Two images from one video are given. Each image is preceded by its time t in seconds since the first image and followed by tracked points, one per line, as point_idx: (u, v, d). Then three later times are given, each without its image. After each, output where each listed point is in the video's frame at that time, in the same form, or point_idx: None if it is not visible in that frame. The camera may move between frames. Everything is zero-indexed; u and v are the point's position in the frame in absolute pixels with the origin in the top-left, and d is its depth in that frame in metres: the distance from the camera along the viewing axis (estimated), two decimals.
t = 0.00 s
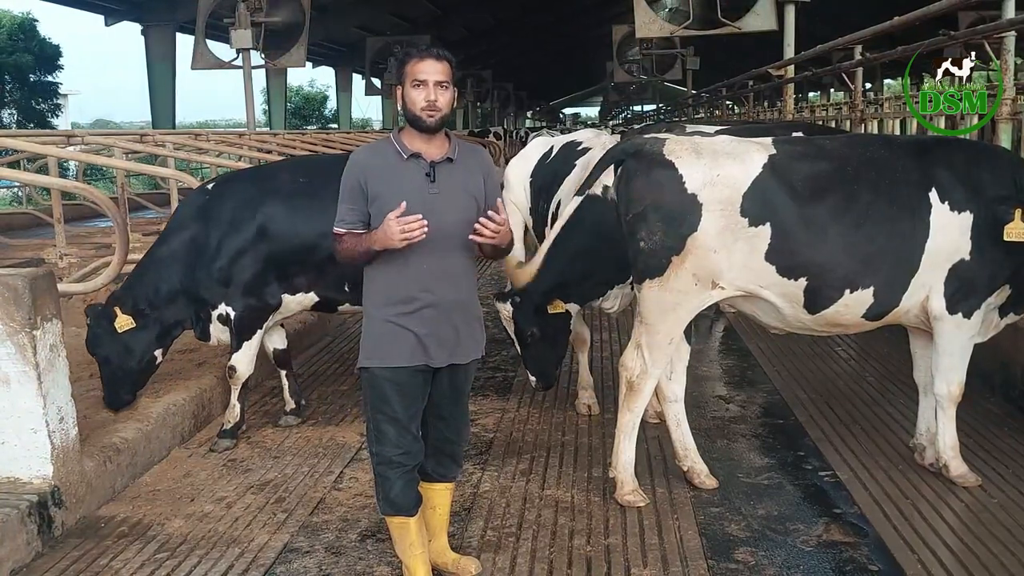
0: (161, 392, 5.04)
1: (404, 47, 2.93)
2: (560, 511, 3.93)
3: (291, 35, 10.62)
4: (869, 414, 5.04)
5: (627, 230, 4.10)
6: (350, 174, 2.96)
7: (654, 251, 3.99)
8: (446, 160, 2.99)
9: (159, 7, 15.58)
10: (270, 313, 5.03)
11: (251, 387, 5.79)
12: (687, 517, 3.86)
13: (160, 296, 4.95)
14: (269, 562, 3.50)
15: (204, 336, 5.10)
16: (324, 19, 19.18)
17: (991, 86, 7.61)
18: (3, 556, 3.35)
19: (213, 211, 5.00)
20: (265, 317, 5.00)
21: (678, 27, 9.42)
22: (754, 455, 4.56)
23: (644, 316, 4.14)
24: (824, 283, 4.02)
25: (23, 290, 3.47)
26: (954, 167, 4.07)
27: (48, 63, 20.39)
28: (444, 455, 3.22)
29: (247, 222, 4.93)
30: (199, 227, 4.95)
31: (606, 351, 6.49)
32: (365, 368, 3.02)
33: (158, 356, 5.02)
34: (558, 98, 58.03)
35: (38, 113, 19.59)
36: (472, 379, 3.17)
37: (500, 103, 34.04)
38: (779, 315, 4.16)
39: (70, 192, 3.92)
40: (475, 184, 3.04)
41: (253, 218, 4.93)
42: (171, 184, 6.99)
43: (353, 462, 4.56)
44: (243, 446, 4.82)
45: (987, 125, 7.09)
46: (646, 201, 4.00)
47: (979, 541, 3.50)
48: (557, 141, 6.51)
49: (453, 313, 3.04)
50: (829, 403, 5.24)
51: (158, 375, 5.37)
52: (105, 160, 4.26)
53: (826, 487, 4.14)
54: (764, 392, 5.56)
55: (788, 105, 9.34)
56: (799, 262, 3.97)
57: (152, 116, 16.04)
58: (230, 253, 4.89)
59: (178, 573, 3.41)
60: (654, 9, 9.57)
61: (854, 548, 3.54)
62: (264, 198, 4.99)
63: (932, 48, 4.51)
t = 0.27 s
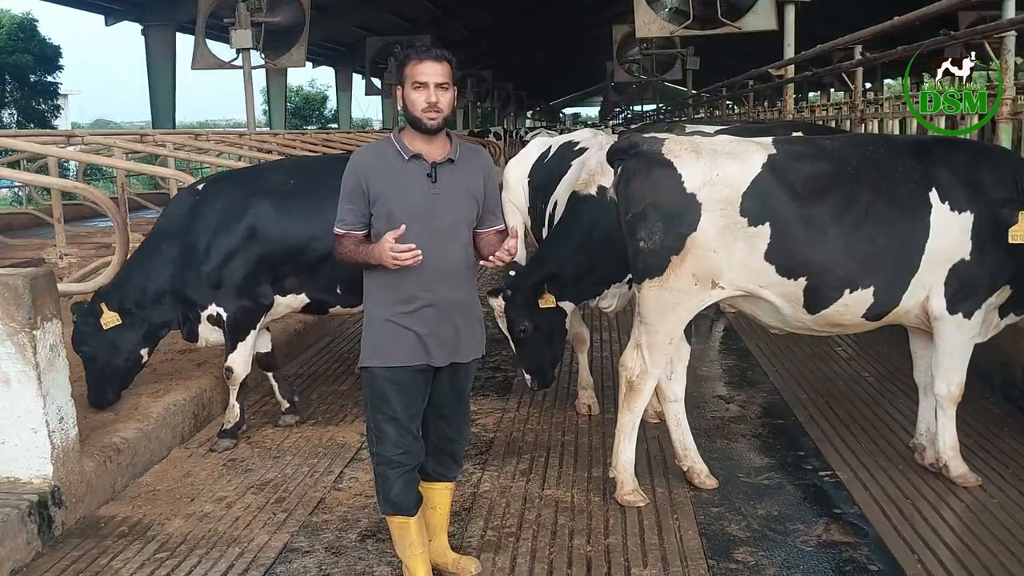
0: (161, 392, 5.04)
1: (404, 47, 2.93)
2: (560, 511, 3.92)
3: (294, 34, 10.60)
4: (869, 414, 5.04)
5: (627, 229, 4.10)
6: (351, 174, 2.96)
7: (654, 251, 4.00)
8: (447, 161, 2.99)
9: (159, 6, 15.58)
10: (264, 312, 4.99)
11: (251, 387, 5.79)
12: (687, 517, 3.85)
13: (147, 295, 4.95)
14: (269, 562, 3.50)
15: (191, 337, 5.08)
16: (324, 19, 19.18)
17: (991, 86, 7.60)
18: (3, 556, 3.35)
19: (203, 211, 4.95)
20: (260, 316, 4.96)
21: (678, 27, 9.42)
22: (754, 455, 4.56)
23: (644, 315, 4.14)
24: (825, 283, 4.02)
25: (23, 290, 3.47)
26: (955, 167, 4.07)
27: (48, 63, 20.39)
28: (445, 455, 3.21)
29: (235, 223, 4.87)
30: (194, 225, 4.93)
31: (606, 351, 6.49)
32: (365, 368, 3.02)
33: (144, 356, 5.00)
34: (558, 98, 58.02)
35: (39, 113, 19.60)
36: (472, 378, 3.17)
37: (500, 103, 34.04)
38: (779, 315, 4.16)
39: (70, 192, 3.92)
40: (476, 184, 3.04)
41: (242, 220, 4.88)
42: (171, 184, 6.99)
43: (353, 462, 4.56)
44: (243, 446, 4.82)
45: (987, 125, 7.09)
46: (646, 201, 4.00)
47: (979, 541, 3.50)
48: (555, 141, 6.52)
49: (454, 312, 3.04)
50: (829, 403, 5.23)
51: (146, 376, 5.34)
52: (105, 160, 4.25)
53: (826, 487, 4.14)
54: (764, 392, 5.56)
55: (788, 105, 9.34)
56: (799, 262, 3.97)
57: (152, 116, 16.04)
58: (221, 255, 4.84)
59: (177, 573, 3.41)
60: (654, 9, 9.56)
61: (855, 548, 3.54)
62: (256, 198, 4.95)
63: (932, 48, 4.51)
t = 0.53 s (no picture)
0: (161, 392, 5.03)
1: (403, 47, 2.93)
2: (561, 511, 3.92)
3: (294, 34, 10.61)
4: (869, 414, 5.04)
5: (626, 229, 4.10)
6: (351, 174, 2.96)
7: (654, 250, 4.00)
8: (448, 161, 2.99)
9: (159, 6, 15.57)
10: (257, 312, 4.99)
11: (251, 387, 5.79)
12: (687, 517, 3.85)
13: (139, 294, 4.84)
14: (269, 562, 3.50)
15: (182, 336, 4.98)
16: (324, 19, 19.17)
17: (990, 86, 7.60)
18: (3, 556, 3.35)
19: (194, 211, 4.94)
20: (254, 315, 4.98)
21: (677, 27, 9.42)
22: (754, 455, 4.56)
23: (643, 315, 4.14)
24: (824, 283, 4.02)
25: (23, 290, 3.47)
26: (954, 167, 4.07)
27: (48, 63, 20.39)
28: (445, 455, 3.22)
29: (226, 225, 4.87)
30: (186, 224, 4.91)
31: (606, 351, 6.49)
32: (366, 368, 3.02)
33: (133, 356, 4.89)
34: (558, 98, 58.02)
35: (39, 113, 19.60)
36: (473, 378, 3.17)
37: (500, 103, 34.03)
38: (779, 315, 4.16)
39: (69, 191, 3.92)
40: (476, 184, 3.04)
41: (233, 221, 4.89)
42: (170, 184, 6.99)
43: (353, 462, 4.55)
44: (243, 446, 4.82)
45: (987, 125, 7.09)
46: (645, 201, 4.00)
47: (979, 541, 3.50)
48: (552, 141, 6.51)
49: (454, 312, 3.04)
50: (829, 403, 5.23)
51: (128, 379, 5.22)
52: (105, 160, 4.25)
53: (826, 487, 4.14)
54: (764, 392, 5.56)
55: (788, 105, 9.33)
56: (799, 262, 3.97)
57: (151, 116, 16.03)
58: (212, 256, 4.83)
59: (177, 573, 3.41)
60: (653, 9, 9.55)
61: (854, 548, 3.54)
62: (248, 199, 4.96)
63: (932, 48, 4.50)
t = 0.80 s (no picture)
0: (161, 392, 5.03)
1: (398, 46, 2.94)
2: (560, 511, 3.93)
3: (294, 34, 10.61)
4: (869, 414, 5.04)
5: (625, 229, 4.10)
6: (351, 174, 2.97)
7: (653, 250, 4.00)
8: (447, 161, 2.99)
9: (159, 6, 15.57)
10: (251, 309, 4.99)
11: (251, 387, 5.79)
12: (687, 517, 3.85)
13: (132, 293, 4.84)
14: (269, 562, 3.50)
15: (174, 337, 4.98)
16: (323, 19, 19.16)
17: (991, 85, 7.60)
18: (3, 556, 3.35)
19: (184, 210, 4.92)
20: (248, 313, 4.97)
21: (677, 27, 9.42)
22: (754, 455, 4.56)
23: (643, 315, 4.14)
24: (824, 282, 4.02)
25: (22, 290, 3.47)
26: (954, 167, 4.06)
27: (48, 63, 20.38)
28: (445, 455, 3.22)
29: (216, 223, 4.87)
30: (177, 223, 4.89)
31: (606, 351, 6.49)
32: (367, 368, 3.02)
33: (122, 360, 4.85)
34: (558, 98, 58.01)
35: (38, 113, 19.60)
36: (473, 378, 3.17)
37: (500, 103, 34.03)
38: (778, 315, 4.16)
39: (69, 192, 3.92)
40: (477, 184, 3.04)
41: (223, 220, 4.88)
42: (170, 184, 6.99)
43: (353, 462, 4.55)
44: (243, 446, 4.82)
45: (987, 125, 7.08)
46: (644, 201, 4.00)
47: (979, 541, 3.50)
48: (549, 141, 6.51)
49: (454, 312, 3.04)
50: (829, 403, 5.23)
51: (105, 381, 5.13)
52: (105, 160, 4.26)
53: (826, 487, 4.14)
54: (764, 392, 5.56)
55: (788, 105, 9.33)
56: (798, 262, 3.97)
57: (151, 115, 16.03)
58: (204, 255, 4.83)
59: (177, 573, 3.41)
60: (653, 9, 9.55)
61: (854, 548, 3.54)
62: (238, 199, 4.97)
63: (932, 48, 4.50)
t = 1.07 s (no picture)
0: (161, 392, 5.03)
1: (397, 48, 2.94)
2: (560, 511, 3.93)
3: (294, 34, 10.61)
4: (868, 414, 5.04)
5: (624, 229, 4.10)
6: (351, 174, 2.97)
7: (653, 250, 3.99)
8: (446, 160, 2.99)
9: (159, 6, 15.57)
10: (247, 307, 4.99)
11: (251, 387, 5.79)
12: (687, 517, 3.85)
13: (122, 291, 4.84)
14: (269, 562, 3.50)
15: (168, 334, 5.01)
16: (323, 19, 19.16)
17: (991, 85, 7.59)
18: (3, 556, 3.35)
19: (175, 210, 4.94)
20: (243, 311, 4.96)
21: (677, 27, 9.42)
22: (754, 455, 4.56)
23: (642, 315, 4.14)
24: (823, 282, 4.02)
25: (22, 290, 3.47)
26: (953, 167, 4.06)
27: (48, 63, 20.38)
28: (445, 455, 3.21)
29: (208, 224, 4.88)
30: (168, 222, 4.90)
31: (606, 351, 6.49)
32: (368, 368, 3.02)
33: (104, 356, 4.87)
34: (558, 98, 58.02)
35: (38, 113, 19.59)
36: (474, 378, 3.16)
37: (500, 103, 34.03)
38: (778, 315, 4.16)
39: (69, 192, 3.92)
40: (476, 183, 3.03)
41: (216, 221, 4.89)
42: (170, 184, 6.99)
43: (353, 462, 4.55)
44: (243, 446, 4.82)
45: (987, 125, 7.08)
46: (643, 200, 4.00)
47: (979, 541, 3.50)
48: (548, 141, 6.53)
49: (454, 311, 3.04)
50: (829, 403, 5.24)
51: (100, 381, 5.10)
52: (106, 161, 4.26)
53: (826, 487, 4.14)
54: (763, 392, 5.56)
55: (788, 105, 9.33)
56: (797, 261, 3.97)
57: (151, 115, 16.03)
58: (197, 253, 4.83)
59: (177, 573, 3.41)
60: (654, 9, 9.56)
61: (855, 548, 3.54)
62: (231, 199, 4.97)
63: (932, 48, 4.50)
